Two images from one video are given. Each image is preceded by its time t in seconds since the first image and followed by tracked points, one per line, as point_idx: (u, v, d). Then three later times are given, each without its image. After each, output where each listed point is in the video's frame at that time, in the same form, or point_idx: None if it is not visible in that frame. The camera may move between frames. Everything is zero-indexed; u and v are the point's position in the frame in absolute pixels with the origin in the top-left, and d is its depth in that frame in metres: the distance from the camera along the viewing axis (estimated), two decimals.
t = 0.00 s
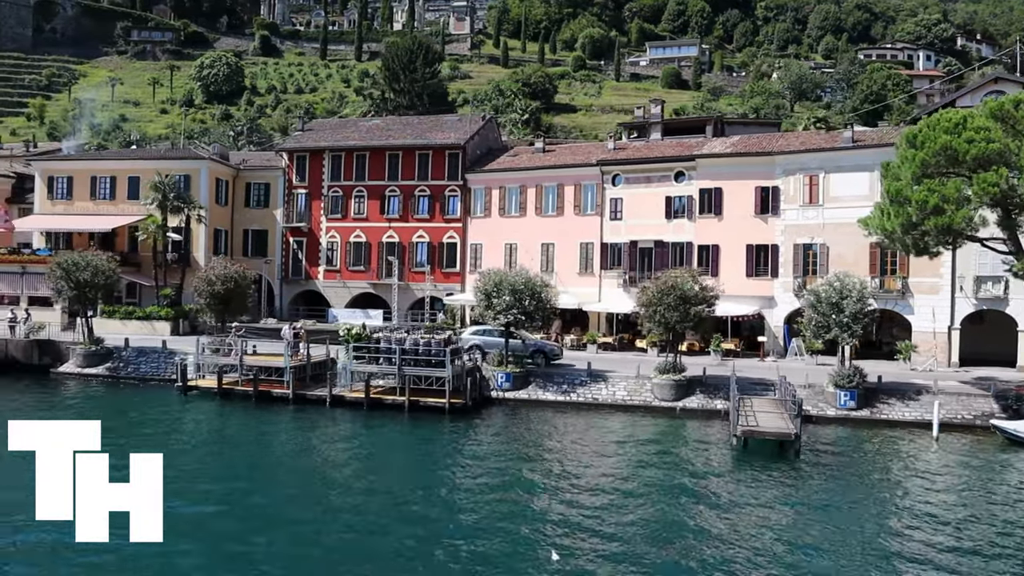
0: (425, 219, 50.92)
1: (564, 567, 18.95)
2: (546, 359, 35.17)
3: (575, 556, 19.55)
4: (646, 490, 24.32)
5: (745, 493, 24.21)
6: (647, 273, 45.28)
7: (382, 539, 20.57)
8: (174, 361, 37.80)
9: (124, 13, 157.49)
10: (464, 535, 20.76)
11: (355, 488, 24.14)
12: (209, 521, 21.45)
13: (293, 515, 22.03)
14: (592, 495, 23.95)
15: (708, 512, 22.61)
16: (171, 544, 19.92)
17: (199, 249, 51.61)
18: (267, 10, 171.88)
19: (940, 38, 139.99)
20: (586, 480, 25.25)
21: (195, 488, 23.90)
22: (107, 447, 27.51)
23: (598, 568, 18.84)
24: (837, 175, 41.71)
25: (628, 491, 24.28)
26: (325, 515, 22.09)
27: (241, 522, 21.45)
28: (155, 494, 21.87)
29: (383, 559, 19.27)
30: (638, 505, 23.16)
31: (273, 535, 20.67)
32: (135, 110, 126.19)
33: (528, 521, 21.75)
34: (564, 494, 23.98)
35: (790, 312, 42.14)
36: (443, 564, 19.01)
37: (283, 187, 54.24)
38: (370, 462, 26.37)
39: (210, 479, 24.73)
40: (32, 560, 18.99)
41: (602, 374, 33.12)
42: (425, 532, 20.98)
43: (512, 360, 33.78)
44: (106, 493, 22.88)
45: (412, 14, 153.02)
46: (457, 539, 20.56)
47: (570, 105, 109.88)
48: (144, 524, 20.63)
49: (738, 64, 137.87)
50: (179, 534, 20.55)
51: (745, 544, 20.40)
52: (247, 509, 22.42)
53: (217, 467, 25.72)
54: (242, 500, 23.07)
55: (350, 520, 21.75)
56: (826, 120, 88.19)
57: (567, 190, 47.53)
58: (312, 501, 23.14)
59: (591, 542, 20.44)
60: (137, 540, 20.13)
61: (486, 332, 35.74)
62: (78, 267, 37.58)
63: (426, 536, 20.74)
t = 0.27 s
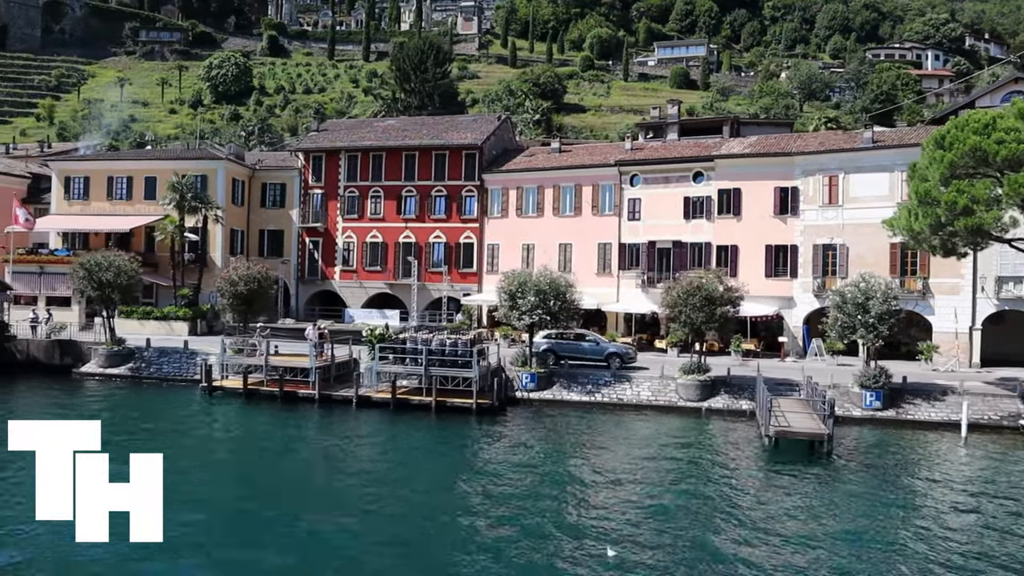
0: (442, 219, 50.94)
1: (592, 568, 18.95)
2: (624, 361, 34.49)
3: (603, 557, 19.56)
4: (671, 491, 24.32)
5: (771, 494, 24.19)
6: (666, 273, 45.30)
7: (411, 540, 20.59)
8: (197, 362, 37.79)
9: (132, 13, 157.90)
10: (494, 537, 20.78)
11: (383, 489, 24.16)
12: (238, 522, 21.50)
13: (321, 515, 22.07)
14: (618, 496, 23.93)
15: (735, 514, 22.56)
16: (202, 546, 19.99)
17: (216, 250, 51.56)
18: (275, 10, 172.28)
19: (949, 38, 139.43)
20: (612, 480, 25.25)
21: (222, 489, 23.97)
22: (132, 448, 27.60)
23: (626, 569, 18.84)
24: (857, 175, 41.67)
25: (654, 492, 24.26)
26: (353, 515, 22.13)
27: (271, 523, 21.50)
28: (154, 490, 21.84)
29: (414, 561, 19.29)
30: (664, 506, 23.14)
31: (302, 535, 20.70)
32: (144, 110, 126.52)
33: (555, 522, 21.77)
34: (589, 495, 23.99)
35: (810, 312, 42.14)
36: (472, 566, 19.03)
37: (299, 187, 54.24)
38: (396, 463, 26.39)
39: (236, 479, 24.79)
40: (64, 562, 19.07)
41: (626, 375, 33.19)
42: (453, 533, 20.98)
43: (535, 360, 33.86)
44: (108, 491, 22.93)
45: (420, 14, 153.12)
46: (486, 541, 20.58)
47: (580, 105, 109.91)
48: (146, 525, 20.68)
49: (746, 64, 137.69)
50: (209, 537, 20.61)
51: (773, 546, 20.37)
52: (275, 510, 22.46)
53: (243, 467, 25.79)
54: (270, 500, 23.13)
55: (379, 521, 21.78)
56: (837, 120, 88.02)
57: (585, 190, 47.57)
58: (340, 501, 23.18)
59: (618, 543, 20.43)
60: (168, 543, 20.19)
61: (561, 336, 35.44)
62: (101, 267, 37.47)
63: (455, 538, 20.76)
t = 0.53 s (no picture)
0: (458, 219, 50.96)
1: (620, 568, 18.94)
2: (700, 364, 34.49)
3: (631, 557, 19.55)
4: (696, 492, 24.29)
5: (797, 495, 24.15)
6: (684, 273, 45.35)
7: (439, 540, 20.61)
8: (220, 362, 37.78)
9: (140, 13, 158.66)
10: (523, 536, 20.80)
11: (410, 490, 24.18)
12: (267, 522, 21.56)
13: (349, 515, 22.11)
14: (644, 496, 23.92)
15: (761, 515, 22.52)
16: (232, 545, 20.05)
17: (232, 250, 51.54)
18: (282, 11, 172.87)
19: (957, 37, 138.74)
20: (638, 481, 25.22)
21: (249, 489, 24.03)
22: (157, 448, 27.68)
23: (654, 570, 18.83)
24: (875, 176, 41.65)
25: (680, 493, 24.23)
26: (382, 516, 22.15)
27: (300, 523, 21.55)
28: (155, 492, 21.85)
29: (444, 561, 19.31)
30: (690, 507, 23.13)
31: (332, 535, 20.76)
32: (153, 111, 126.83)
33: (583, 522, 21.77)
34: (614, 495, 23.97)
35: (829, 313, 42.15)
36: (502, 565, 19.04)
37: (315, 187, 54.20)
38: (421, 463, 26.41)
39: (263, 480, 24.85)
40: (96, 559, 19.15)
41: (650, 375, 33.27)
42: (481, 534, 21.01)
43: (559, 361, 33.92)
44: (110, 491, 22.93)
45: (427, 14, 153.32)
46: (515, 540, 20.60)
47: (589, 105, 109.95)
48: (145, 524, 20.63)
49: (754, 64, 137.48)
50: (238, 535, 20.67)
51: (801, 547, 20.33)
52: (304, 510, 22.51)
53: (269, 468, 25.85)
54: (298, 500, 23.16)
55: (408, 522, 21.80)
56: (849, 120, 87.80)
57: (602, 190, 47.62)
58: (368, 501, 23.23)
59: (645, 543, 20.44)
60: (199, 541, 20.25)
61: (637, 338, 35.29)
62: (123, 268, 37.44)
63: (484, 538, 20.78)
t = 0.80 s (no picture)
0: (473, 219, 50.97)
1: (641, 569, 18.90)
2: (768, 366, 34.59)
3: (652, 558, 19.50)
4: (715, 494, 24.23)
5: (815, 496, 24.08)
6: (700, 273, 45.37)
7: (462, 541, 20.59)
8: (238, 362, 37.73)
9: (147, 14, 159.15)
10: (546, 537, 20.77)
11: (432, 491, 24.16)
12: (290, 522, 21.58)
13: (372, 517, 22.11)
14: (662, 498, 23.86)
15: (781, 516, 22.45)
16: (256, 545, 20.06)
17: (247, 250, 51.49)
18: (288, 11, 173.27)
19: (964, 37, 138.24)
20: (656, 483, 25.17)
21: (271, 490, 24.06)
22: (178, 448, 27.73)
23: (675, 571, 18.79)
24: (892, 177, 41.60)
25: (697, 495, 24.17)
26: (404, 517, 22.14)
27: (324, 524, 21.56)
28: (154, 493, 21.92)
29: (468, 562, 19.28)
30: (708, 509, 23.06)
31: (356, 536, 20.75)
32: (160, 111, 127.10)
33: (604, 524, 21.73)
34: (632, 497, 23.91)
35: (846, 313, 42.12)
36: (525, 567, 19.01)
37: (329, 187, 54.17)
38: (442, 464, 26.40)
39: (285, 481, 24.87)
40: (121, 559, 19.20)
41: (671, 376, 33.32)
42: (503, 535, 20.98)
43: (580, 361, 33.96)
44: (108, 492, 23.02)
45: (433, 15, 153.44)
46: (538, 542, 20.56)
47: (597, 105, 109.93)
48: (144, 524, 20.74)
49: (761, 64, 137.32)
50: (262, 536, 20.70)
51: (821, 549, 20.25)
52: (326, 511, 22.51)
53: (290, 469, 25.87)
54: (320, 501, 23.16)
55: (431, 523, 21.78)
56: (859, 120, 87.60)
57: (617, 191, 47.65)
58: (391, 502, 23.23)
59: (666, 544, 20.39)
60: (224, 541, 20.27)
61: (702, 340, 35.29)
62: (143, 268, 37.46)
63: (506, 539, 20.75)
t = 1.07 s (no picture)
0: (489, 220, 51.00)
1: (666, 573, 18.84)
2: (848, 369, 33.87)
3: (678, 561, 19.46)
4: (739, 496, 24.16)
5: (840, 499, 23.97)
6: (718, 274, 45.38)
7: (486, 543, 20.58)
8: (260, 362, 37.67)
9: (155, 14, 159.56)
10: (571, 540, 20.74)
11: (454, 492, 24.16)
12: (315, 525, 21.63)
13: (394, 517, 22.14)
14: (686, 499, 23.85)
15: (804, 519, 22.34)
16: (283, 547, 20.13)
17: (263, 250, 51.45)
18: (295, 11, 173.63)
19: (973, 36, 137.72)
20: (679, 484, 25.10)
21: (293, 492, 24.10)
22: (200, 450, 27.84)
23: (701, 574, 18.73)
24: (912, 177, 41.55)
25: (722, 497, 24.11)
26: (429, 518, 22.13)
27: (348, 526, 21.57)
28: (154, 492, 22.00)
29: (492, 565, 19.27)
30: (732, 511, 23.00)
31: (381, 538, 20.77)
32: (169, 112, 127.41)
33: (628, 526, 21.68)
34: (656, 499, 23.87)
35: (865, 313, 42.10)
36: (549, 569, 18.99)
37: (344, 188, 54.16)
38: (465, 465, 26.35)
39: (308, 483, 24.91)
40: (148, 560, 19.26)
41: (694, 376, 33.43)
42: (526, 537, 20.98)
43: (603, 361, 34.06)
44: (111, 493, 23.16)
45: (440, 15, 153.54)
46: (562, 543, 20.57)
47: (606, 105, 109.92)
48: (144, 524, 20.85)
49: (769, 63, 137.13)
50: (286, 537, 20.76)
51: (847, 551, 20.15)
52: (349, 513, 22.56)
53: (312, 471, 25.91)
54: (343, 504, 23.21)
55: (455, 524, 21.79)
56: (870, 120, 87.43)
57: (635, 191, 47.70)
58: (414, 504, 23.27)
59: (691, 548, 20.32)
60: (250, 543, 20.35)
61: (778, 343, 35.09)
62: (165, 269, 37.47)
63: (531, 541, 20.73)
